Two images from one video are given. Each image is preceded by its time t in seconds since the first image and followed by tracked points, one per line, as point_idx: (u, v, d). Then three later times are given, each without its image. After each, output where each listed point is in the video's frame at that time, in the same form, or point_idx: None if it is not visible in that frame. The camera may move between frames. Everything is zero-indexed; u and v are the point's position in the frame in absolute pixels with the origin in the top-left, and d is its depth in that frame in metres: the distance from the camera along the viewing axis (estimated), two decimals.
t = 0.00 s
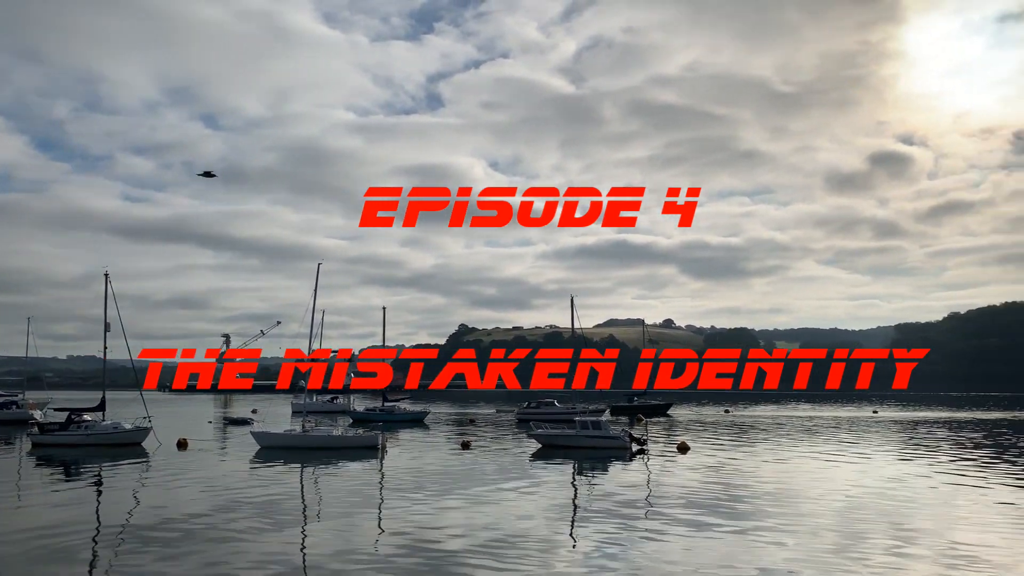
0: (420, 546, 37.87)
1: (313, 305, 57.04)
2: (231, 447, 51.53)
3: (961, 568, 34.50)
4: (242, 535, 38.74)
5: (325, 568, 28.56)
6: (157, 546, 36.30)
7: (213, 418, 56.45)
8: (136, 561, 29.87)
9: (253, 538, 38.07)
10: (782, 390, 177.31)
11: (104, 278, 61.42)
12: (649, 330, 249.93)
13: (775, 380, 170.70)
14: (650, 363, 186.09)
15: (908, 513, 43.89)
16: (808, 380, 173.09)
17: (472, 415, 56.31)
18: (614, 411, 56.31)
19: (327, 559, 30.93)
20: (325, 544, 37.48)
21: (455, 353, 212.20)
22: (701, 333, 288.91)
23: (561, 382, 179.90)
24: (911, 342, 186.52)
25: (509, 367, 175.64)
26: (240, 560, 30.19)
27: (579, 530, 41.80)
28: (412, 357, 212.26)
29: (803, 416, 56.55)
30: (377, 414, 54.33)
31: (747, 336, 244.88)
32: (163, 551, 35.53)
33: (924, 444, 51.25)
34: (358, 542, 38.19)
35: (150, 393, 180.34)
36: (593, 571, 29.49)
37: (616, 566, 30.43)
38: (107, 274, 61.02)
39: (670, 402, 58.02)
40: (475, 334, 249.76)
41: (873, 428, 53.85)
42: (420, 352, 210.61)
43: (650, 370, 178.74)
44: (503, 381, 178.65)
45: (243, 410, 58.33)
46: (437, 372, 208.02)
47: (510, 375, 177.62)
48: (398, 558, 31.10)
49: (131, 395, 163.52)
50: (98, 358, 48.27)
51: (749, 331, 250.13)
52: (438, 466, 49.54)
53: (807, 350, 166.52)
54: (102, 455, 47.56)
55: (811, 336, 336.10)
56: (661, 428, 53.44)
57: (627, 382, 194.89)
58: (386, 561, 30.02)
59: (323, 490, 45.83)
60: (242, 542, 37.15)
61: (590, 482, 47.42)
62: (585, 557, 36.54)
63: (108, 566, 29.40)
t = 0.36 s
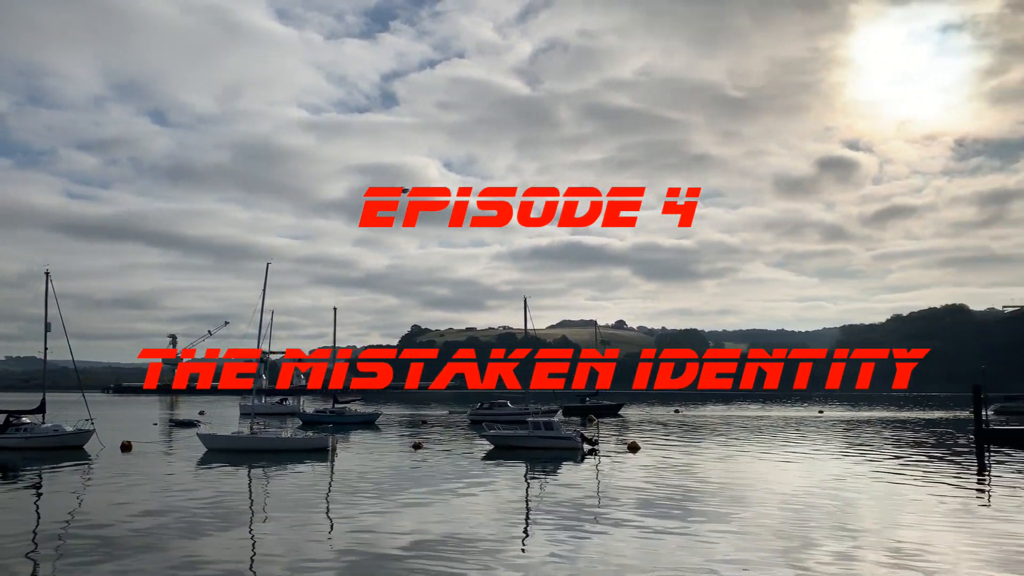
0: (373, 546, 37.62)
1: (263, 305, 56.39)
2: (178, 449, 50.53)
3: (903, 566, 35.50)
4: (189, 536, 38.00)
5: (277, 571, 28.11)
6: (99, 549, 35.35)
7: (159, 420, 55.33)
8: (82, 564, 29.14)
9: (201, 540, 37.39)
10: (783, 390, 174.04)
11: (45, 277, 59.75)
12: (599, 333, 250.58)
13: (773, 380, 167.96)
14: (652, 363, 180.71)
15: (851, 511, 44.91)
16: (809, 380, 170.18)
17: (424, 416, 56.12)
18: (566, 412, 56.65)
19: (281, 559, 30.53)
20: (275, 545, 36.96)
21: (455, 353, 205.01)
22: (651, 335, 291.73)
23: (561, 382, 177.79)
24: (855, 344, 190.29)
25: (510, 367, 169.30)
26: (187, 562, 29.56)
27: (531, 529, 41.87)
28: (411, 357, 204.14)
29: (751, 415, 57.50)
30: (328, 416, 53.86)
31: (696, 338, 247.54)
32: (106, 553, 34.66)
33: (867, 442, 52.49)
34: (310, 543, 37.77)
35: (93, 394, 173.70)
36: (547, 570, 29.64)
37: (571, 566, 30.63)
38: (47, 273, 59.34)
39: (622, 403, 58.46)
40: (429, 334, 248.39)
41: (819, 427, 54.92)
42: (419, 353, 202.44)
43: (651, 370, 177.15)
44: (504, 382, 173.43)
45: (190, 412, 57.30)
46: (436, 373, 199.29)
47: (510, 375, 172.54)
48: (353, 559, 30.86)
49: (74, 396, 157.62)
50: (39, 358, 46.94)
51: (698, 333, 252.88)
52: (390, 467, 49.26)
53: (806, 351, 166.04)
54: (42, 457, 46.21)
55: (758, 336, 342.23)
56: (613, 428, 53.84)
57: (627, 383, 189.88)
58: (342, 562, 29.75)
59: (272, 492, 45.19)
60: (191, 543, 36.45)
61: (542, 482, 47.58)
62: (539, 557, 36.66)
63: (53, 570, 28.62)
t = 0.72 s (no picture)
0: (335, 547, 37.32)
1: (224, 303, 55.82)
2: (135, 449, 49.76)
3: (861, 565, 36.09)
4: (148, 535, 37.45)
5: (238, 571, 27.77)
6: (54, 548, 34.67)
7: (116, 419, 54.43)
8: (37, 564, 28.53)
9: (161, 539, 36.87)
10: (784, 389, 173.45)
11: None
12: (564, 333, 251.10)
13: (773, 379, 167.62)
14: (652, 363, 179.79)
15: (811, 510, 45.51)
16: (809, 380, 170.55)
17: (387, 415, 55.91)
18: (530, 411, 56.82)
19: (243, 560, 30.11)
20: (236, 545, 36.59)
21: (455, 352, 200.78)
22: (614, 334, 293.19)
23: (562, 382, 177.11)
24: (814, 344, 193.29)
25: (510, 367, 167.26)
26: (146, 562, 29.13)
27: (494, 529, 41.91)
28: (412, 357, 199.30)
29: (712, 415, 58.12)
30: (289, 415, 53.48)
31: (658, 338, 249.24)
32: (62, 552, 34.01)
33: (826, 441, 53.32)
34: (271, 543, 37.34)
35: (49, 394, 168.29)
36: (511, 571, 29.59)
37: (534, 565, 30.66)
38: None
39: (585, 402, 58.72)
40: (393, 334, 246.83)
41: (779, 427, 55.68)
42: (421, 352, 197.50)
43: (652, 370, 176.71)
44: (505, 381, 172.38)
45: (148, 411, 56.46)
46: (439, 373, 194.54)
47: (511, 374, 171.29)
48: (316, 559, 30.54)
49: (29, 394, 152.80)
50: None
51: (660, 333, 254.49)
52: (352, 467, 48.99)
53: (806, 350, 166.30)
54: None
55: (721, 337, 345.83)
56: (576, 427, 54.08)
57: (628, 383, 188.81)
58: (304, 564, 29.42)
59: (232, 491, 44.72)
60: (150, 542, 35.86)
61: (505, 481, 47.65)
62: (504, 557, 36.61)
63: (8, 572, 27.93)
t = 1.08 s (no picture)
0: (295, 550, 36.83)
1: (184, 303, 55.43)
2: (90, 451, 48.74)
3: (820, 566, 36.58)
4: (102, 538, 36.69)
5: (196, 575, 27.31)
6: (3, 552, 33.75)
7: (70, 420, 53.26)
8: None
9: (115, 542, 36.13)
10: (784, 390, 173.49)
11: None
12: (529, 334, 251.05)
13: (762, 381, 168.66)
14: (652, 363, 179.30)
15: (770, 511, 46.08)
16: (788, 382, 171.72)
17: (349, 417, 55.47)
18: (493, 413, 56.76)
19: (203, 563, 29.56)
20: (193, 547, 36.06)
21: (455, 351, 197.29)
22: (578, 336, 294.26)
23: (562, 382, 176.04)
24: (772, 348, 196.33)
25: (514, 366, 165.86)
26: (100, 567, 28.48)
27: (456, 530, 41.82)
28: (412, 357, 195.15)
29: (675, 417, 58.54)
30: (249, 417, 52.85)
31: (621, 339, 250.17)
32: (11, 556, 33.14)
33: (786, 443, 54.06)
34: (231, 546, 36.75)
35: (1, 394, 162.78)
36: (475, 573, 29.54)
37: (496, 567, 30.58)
38: None
39: (548, 404, 58.86)
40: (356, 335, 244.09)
41: (739, 429, 56.33)
42: (421, 352, 193.48)
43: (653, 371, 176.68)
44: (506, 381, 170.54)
45: (104, 412, 55.33)
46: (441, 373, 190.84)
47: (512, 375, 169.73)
48: (278, 562, 30.13)
49: None
50: None
51: (623, 334, 255.62)
52: (314, 468, 48.59)
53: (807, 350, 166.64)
54: None
55: (684, 340, 349.27)
56: (539, 429, 54.17)
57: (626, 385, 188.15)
58: (265, 567, 28.99)
59: (190, 493, 44.04)
60: (104, 546, 35.14)
61: (467, 483, 47.52)
62: (467, 559, 36.55)
63: None
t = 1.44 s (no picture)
0: (252, 552, 36.33)
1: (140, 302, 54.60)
2: (39, 453, 47.52)
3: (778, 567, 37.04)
4: (50, 541, 35.74)
5: None
6: None
7: (18, 421, 51.87)
8: None
9: (65, 546, 35.25)
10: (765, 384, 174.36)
11: None
12: (490, 335, 250.68)
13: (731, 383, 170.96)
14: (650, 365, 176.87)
15: (727, 511, 46.60)
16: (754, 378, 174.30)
17: (307, 418, 54.88)
18: (454, 414, 56.58)
19: (161, 565, 29.00)
20: (147, 550, 35.39)
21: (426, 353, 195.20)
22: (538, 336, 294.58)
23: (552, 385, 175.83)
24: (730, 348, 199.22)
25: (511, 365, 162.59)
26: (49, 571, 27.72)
27: (416, 531, 41.60)
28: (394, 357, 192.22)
29: (634, 417, 58.94)
30: (205, 418, 52.04)
31: (581, 340, 250.86)
32: None
33: (743, 443, 54.75)
34: (186, 549, 36.02)
35: None
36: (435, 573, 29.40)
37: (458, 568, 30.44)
38: None
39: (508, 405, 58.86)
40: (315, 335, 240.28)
41: (697, 429, 56.93)
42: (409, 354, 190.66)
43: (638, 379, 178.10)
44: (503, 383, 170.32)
45: (54, 413, 54.00)
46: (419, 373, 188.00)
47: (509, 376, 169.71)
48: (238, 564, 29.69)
49: None
50: None
51: (584, 335, 256.40)
52: (271, 469, 47.99)
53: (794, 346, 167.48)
54: None
55: (644, 340, 351.85)
56: (499, 430, 54.11)
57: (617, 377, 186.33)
58: (224, 571, 28.50)
59: (144, 495, 43.22)
60: (53, 550, 34.24)
61: (426, 484, 47.27)
62: (427, 560, 36.36)
63: None
